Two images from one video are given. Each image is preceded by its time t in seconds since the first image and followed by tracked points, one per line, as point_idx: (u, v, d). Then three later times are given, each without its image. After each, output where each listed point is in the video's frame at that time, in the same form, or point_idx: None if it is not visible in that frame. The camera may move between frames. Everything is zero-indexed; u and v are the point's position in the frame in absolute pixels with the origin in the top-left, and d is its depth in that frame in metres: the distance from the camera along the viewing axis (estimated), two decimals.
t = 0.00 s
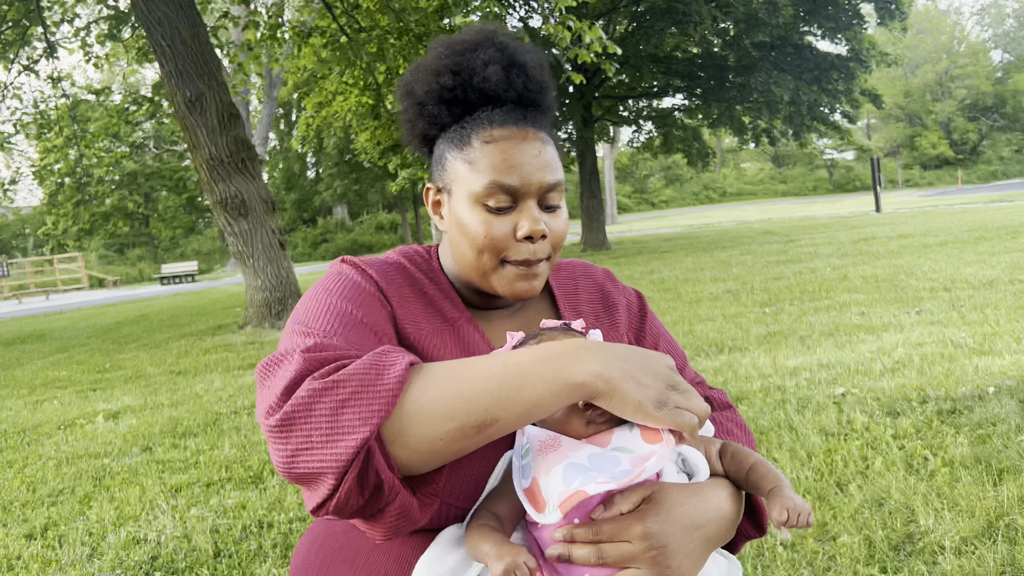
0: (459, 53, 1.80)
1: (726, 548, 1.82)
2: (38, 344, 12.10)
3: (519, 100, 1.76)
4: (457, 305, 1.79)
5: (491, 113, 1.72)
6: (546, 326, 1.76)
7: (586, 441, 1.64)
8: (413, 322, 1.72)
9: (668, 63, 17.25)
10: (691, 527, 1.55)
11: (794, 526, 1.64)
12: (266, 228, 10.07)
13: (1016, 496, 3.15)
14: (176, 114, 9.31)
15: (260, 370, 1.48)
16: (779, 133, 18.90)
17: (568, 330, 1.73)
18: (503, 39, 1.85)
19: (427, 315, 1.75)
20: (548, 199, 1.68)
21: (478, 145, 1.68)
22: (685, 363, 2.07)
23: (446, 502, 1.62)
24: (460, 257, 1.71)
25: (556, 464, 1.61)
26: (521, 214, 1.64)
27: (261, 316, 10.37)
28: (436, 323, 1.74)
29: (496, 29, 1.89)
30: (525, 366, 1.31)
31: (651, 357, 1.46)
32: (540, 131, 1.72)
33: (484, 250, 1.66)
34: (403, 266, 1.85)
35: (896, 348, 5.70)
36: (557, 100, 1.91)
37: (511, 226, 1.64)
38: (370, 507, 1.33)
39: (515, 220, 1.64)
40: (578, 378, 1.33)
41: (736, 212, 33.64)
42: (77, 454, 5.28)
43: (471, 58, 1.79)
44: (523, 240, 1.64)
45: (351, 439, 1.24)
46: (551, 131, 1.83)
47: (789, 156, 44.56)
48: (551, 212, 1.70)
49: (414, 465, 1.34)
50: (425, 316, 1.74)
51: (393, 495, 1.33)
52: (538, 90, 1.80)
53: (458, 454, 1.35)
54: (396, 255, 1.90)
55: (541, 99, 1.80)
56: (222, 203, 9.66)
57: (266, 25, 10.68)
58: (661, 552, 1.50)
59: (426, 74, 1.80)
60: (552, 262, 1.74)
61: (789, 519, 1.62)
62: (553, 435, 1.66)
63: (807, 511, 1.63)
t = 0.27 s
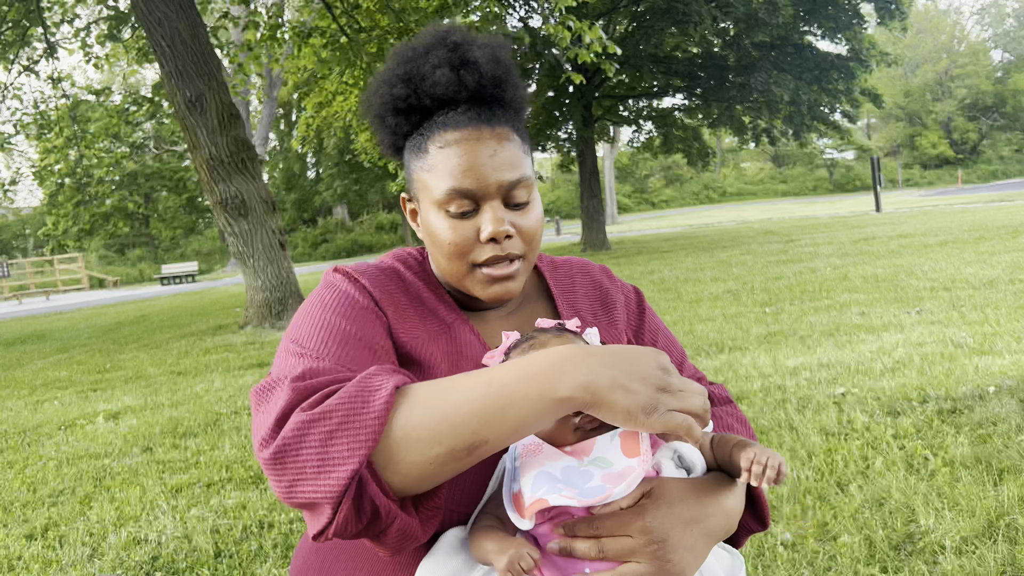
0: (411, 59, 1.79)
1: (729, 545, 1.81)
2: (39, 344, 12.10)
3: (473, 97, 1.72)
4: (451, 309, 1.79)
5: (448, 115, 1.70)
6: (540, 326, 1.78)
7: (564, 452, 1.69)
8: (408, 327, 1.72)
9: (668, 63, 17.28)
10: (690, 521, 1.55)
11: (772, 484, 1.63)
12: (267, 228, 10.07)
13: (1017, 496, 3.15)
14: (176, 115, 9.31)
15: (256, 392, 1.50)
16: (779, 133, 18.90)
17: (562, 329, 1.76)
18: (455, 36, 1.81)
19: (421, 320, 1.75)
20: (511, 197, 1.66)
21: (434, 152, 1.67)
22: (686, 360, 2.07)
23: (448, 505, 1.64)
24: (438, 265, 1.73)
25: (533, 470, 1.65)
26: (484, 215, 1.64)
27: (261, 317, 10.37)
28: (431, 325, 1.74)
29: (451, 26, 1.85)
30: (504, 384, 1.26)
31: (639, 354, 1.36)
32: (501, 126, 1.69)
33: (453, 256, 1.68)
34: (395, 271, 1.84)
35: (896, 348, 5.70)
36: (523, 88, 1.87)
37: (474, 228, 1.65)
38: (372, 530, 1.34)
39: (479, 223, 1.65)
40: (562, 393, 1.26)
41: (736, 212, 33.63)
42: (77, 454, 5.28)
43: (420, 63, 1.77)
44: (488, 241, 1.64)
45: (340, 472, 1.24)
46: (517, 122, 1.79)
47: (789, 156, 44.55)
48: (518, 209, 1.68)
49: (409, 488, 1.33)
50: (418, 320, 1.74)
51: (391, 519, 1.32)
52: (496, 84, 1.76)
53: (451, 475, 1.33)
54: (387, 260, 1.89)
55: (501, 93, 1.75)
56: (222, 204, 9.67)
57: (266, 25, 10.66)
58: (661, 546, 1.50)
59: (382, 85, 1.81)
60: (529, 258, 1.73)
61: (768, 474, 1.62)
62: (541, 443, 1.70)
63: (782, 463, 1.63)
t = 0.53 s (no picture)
0: (398, 66, 1.79)
1: (731, 551, 1.82)
2: (39, 345, 12.10)
3: (458, 103, 1.71)
4: (449, 311, 1.79)
5: (435, 123, 1.70)
6: (545, 327, 1.79)
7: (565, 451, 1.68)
8: (402, 331, 1.71)
9: (668, 64, 17.35)
10: (693, 526, 1.56)
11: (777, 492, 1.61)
12: (267, 229, 10.07)
13: (1017, 496, 3.15)
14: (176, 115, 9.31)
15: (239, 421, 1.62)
16: (779, 133, 18.90)
17: (567, 332, 1.76)
18: (441, 39, 1.80)
19: (414, 324, 1.74)
20: (500, 203, 1.65)
21: (420, 164, 1.68)
22: (690, 362, 2.08)
23: (447, 505, 1.66)
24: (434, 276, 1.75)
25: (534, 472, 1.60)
26: (474, 223, 1.64)
27: (260, 317, 10.32)
28: (426, 329, 1.74)
29: (436, 29, 1.83)
30: (412, 444, 1.23)
31: (546, 409, 1.18)
32: (488, 131, 1.67)
33: (445, 266, 1.68)
34: (394, 274, 1.85)
35: (897, 348, 5.70)
36: (516, 86, 1.85)
37: (464, 237, 1.64)
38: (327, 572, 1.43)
39: (468, 231, 1.64)
40: (452, 464, 1.20)
41: (736, 212, 33.61)
42: (77, 455, 5.28)
43: (407, 68, 1.77)
44: (477, 250, 1.64)
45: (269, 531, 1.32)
46: (508, 121, 1.77)
47: (789, 155, 44.54)
48: (508, 215, 1.66)
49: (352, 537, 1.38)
50: (413, 324, 1.74)
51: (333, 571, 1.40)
52: (482, 87, 1.74)
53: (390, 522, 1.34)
54: (387, 261, 1.90)
55: (487, 95, 1.73)
56: (222, 204, 9.67)
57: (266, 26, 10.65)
58: (663, 550, 1.51)
59: (369, 95, 1.81)
60: (523, 264, 1.71)
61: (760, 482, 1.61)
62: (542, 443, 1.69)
63: (784, 473, 1.62)
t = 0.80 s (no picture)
0: (394, 69, 1.78)
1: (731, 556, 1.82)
2: (39, 346, 12.10)
3: (455, 106, 1.70)
4: (448, 313, 1.78)
5: (433, 127, 1.70)
6: (548, 329, 1.80)
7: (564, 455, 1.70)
8: (402, 335, 1.71)
9: (667, 64, 17.38)
10: (695, 533, 1.57)
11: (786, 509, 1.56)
12: (267, 229, 10.07)
13: (1018, 496, 3.15)
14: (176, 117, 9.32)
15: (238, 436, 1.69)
16: (779, 133, 18.89)
17: (569, 334, 1.77)
18: (439, 39, 1.77)
19: (414, 328, 1.74)
20: (497, 208, 1.65)
21: (419, 169, 1.69)
22: (694, 364, 2.09)
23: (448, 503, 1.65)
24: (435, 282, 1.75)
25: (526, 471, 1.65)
26: (471, 228, 1.64)
27: (261, 318, 10.34)
28: (424, 332, 1.73)
29: (434, 29, 1.81)
30: (380, 507, 1.35)
31: (508, 487, 1.31)
32: (485, 134, 1.67)
33: (444, 271, 1.69)
34: (397, 278, 1.85)
35: (897, 348, 5.70)
36: (515, 86, 1.84)
37: (462, 243, 1.65)
38: None
39: (465, 237, 1.65)
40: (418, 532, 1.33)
41: (736, 212, 33.59)
42: (77, 456, 5.28)
43: (402, 72, 1.76)
44: (475, 256, 1.65)
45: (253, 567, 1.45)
46: (508, 123, 1.76)
47: (789, 155, 44.53)
48: (507, 219, 1.67)
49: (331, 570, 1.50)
50: (412, 327, 1.73)
51: None
52: (479, 89, 1.72)
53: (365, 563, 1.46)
54: (389, 263, 1.90)
55: (485, 98, 1.72)
56: (222, 205, 9.67)
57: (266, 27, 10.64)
58: (662, 557, 1.53)
59: (368, 99, 1.81)
60: (522, 268, 1.71)
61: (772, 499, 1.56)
62: (544, 444, 1.70)
63: (793, 491, 1.56)
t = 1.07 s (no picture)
0: (392, 71, 1.77)
1: (733, 557, 1.81)
2: (39, 348, 12.10)
3: (454, 111, 1.70)
4: (447, 315, 1.78)
5: (432, 131, 1.70)
6: (549, 330, 1.81)
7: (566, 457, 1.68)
8: (401, 338, 1.71)
9: (666, 64, 17.36)
10: (695, 535, 1.56)
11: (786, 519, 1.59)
12: (266, 231, 10.07)
13: (1017, 496, 3.15)
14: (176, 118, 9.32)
15: (241, 437, 1.68)
16: (779, 133, 18.90)
17: (570, 335, 1.78)
18: (438, 43, 1.77)
19: (414, 330, 1.74)
20: (498, 213, 1.65)
21: (418, 173, 1.69)
22: (693, 365, 2.09)
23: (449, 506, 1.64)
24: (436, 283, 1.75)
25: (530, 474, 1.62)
26: (474, 233, 1.64)
27: (261, 319, 10.36)
28: (425, 335, 1.73)
29: (432, 32, 1.81)
30: (412, 497, 1.36)
31: (539, 476, 1.29)
32: (485, 139, 1.67)
33: (444, 275, 1.69)
34: (395, 280, 1.85)
35: (897, 348, 5.70)
36: (515, 89, 1.84)
37: (463, 248, 1.66)
38: None
39: (466, 242, 1.65)
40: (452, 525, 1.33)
41: (736, 212, 33.65)
42: (78, 458, 5.29)
43: (400, 76, 1.75)
44: (476, 261, 1.65)
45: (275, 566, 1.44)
46: (508, 128, 1.75)
47: (789, 155, 44.57)
48: (507, 223, 1.67)
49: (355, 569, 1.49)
50: (411, 330, 1.74)
51: None
52: (478, 93, 1.72)
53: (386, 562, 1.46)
54: (387, 264, 1.89)
55: (484, 101, 1.72)
56: (222, 207, 9.67)
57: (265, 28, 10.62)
58: (663, 558, 1.53)
59: (365, 102, 1.80)
60: (522, 273, 1.72)
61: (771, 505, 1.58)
62: (545, 444, 1.69)
63: (794, 503, 1.60)
